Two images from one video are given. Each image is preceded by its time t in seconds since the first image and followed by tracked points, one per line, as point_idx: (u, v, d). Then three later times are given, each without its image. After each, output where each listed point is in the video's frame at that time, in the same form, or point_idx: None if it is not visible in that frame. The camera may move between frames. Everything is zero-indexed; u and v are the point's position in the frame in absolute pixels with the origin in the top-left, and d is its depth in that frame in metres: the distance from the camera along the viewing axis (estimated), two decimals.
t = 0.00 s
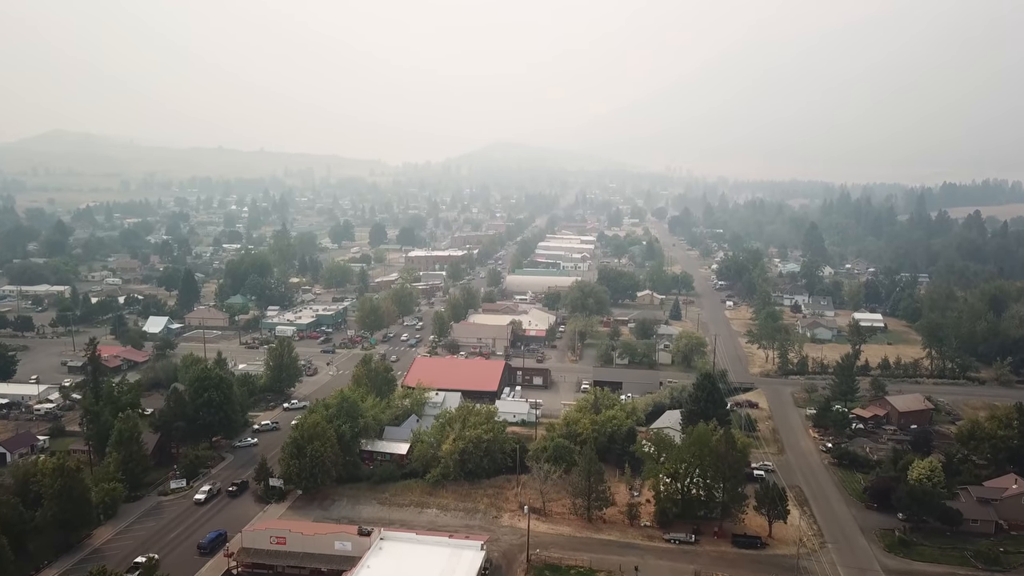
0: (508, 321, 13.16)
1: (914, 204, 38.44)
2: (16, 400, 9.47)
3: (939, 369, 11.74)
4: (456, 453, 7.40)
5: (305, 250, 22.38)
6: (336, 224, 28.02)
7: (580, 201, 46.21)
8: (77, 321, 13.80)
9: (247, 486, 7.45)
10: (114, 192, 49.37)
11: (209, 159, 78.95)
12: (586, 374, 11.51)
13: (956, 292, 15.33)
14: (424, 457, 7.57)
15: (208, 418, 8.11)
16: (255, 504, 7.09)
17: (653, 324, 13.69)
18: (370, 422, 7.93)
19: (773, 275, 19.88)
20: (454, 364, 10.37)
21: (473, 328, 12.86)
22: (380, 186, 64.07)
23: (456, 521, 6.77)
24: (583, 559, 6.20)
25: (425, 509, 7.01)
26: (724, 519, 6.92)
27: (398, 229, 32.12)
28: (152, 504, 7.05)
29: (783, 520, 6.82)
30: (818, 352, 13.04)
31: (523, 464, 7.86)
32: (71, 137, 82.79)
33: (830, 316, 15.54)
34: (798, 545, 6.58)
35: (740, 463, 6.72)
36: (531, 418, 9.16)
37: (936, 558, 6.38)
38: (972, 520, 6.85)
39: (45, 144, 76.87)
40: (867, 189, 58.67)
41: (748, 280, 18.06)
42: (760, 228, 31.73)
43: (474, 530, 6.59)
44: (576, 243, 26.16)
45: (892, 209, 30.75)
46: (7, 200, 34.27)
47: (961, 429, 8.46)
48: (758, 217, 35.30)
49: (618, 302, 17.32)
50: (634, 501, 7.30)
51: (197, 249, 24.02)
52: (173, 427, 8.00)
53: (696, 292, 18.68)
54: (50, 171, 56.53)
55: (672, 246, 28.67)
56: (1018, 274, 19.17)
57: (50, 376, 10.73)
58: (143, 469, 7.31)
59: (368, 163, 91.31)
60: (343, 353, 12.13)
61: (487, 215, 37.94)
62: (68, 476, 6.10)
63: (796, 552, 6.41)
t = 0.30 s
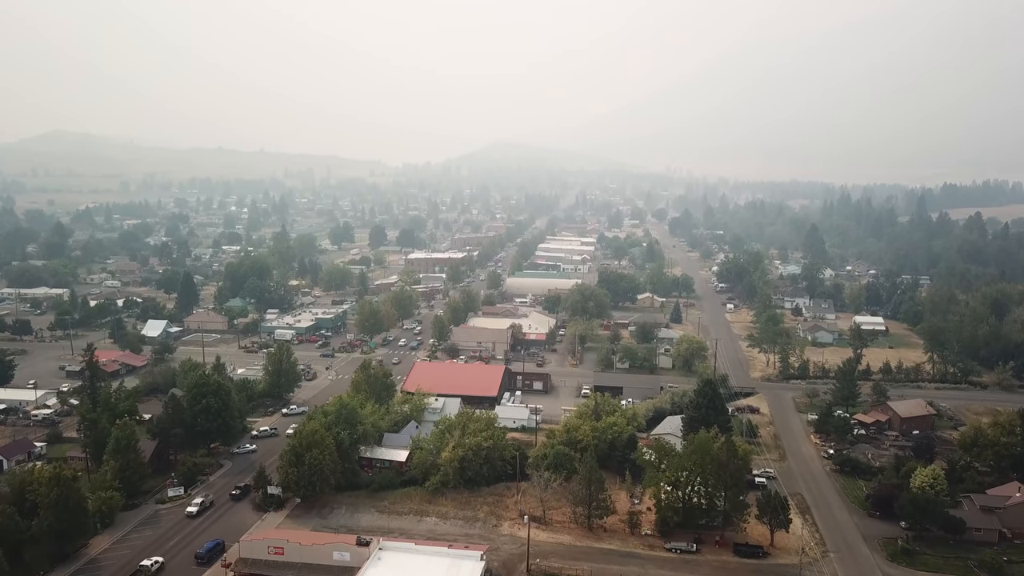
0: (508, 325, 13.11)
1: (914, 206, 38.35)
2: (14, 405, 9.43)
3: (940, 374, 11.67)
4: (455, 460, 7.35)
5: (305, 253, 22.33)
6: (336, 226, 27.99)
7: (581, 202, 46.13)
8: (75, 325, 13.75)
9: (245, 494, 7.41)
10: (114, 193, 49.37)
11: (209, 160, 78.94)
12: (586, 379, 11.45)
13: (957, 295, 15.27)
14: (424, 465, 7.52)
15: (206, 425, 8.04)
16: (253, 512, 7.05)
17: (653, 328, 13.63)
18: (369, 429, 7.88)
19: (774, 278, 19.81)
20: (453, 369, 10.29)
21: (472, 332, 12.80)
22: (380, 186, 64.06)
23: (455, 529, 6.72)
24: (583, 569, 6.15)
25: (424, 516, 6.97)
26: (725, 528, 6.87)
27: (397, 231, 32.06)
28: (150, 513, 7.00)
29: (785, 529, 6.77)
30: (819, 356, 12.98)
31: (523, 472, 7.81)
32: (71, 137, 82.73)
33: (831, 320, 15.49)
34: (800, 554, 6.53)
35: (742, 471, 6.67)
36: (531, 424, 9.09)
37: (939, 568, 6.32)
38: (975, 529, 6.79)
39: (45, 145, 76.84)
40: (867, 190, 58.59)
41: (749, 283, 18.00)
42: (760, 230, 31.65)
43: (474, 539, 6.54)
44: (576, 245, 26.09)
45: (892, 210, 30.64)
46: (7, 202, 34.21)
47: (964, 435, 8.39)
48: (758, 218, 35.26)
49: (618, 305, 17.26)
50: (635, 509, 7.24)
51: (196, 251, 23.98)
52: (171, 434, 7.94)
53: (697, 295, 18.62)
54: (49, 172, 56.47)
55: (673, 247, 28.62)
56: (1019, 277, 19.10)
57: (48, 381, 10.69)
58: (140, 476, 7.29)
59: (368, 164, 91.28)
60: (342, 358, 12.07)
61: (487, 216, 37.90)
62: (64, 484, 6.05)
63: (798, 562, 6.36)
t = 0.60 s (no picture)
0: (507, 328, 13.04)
1: (915, 207, 38.26)
2: (11, 411, 9.37)
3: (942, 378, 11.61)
4: (454, 468, 7.29)
5: (305, 254, 22.25)
6: (336, 228, 27.92)
7: (581, 203, 46.03)
8: (74, 328, 13.69)
9: (243, 502, 7.36)
10: (115, 194, 49.33)
11: (209, 160, 78.88)
12: (586, 383, 11.39)
13: (959, 298, 15.19)
14: (423, 472, 7.47)
15: (204, 431, 7.97)
16: (251, 520, 7.00)
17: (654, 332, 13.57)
18: (368, 436, 7.82)
19: (774, 280, 19.75)
20: (452, 374, 10.24)
21: (472, 335, 12.74)
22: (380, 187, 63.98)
23: (454, 538, 6.67)
24: None
25: (423, 525, 6.92)
26: (727, 536, 6.82)
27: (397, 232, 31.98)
28: (147, 521, 6.96)
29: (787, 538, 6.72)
30: (820, 360, 12.92)
31: (523, 479, 7.76)
32: (70, 137, 82.84)
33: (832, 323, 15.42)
34: (802, 563, 6.49)
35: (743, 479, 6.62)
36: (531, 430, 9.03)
37: None
38: (978, 537, 6.74)
39: (44, 146, 76.78)
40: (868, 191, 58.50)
41: (749, 286, 17.94)
42: (761, 231, 31.58)
43: (473, 548, 6.49)
44: (576, 247, 26.02)
45: (893, 211, 30.55)
46: (6, 203, 34.14)
47: (966, 442, 8.34)
48: (759, 219, 35.18)
49: (618, 308, 17.20)
50: (635, 517, 7.19)
51: (196, 253, 23.93)
52: (168, 441, 7.88)
53: (697, 297, 18.55)
54: (49, 173, 56.41)
55: (673, 249, 28.55)
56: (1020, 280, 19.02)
57: (46, 385, 10.64)
58: (138, 484, 7.25)
59: (368, 165, 91.21)
60: (341, 362, 12.01)
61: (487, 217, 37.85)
62: (59, 494, 6.00)
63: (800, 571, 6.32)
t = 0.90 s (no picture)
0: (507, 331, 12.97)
1: (916, 209, 38.21)
2: (9, 416, 9.32)
3: (944, 382, 11.54)
4: (454, 475, 7.24)
5: (304, 256, 22.19)
6: (335, 229, 27.86)
7: (581, 203, 45.97)
8: (73, 331, 13.63)
9: (242, 509, 7.33)
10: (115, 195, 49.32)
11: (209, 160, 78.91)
12: (586, 387, 11.32)
13: (961, 301, 15.13)
14: (422, 479, 7.41)
15: (202, 438, 7.90)
16: (250, 528, 6.95)
17: (654, 335, 13.52)
18: (366, 443, 7.76)
19: (775, 282, 19.69)
20: (451, 379, 10.17)
21: (471, 339, 12.69)
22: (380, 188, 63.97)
23: (454, 546, 6.63)
24: None
25: (423, 532, 6.88)
26: (728, 546, 6.74)
27: (397, 232, 31.91)
28: (145, 529, 6.91)
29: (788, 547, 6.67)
30: (821, 364, 12.87)
31: (523, 486, 7.71)
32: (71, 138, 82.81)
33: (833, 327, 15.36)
34: (805, 573, 6.43)
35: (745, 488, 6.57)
36: (531, 436, 8.97)
37: None
38: (981, 546, 6.68)
39: (44, 146, 76.74)
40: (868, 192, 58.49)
41: (750, 288, 17.89)
42: (761, 232, 31.51)
43: (473, 557, 6.44)
44: (576, 248, 25.96)
45: (893, 212, 30.48)
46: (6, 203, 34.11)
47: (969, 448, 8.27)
48: (759, 220, 35.15)
49: (619, 310, 17.13)
50: (636, 525, 7.14)
51: (195, 254, 23.87)
52: (166, 448, 7.82)
53: (697, 300, 18.49)
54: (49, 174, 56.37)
55: (673, 250, 28.49)
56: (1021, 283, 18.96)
57: (44, 389, 10.58)
58: (135, 492, 7.18)
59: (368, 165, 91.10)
60: (340, 366, 11.96)
61: (486, 218, 37.78)
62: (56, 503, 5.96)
63: None
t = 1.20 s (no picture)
0: (505, 335, 12.89)
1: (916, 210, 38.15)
2: (6, 421, 9.26)
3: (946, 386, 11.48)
4: (453, 483, 7.20)
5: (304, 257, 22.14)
6: (336, 232, 27.83)
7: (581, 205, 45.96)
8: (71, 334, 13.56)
9: (241, 517, 7.25)
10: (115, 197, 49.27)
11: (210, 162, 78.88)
12: (587, 391, 11.26)
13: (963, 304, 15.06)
14: (421, 486, 7.31)
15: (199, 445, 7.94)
16: (248, 536, 6.88)
17: (655, 339, 13.47)
18: (366, 449, 7.70)
19: (775, 284, 19.63)
20: (451, 384, 10.10)
21: (471, 343, 12.63)
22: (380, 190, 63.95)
23: (452, 555, 6.58)
24: None
25: (421, 541, 6.83)
26: (729, 554, 6.63)
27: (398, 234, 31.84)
28: (143, 537, 6.87)
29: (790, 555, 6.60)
30: (822, 367, 12.81)
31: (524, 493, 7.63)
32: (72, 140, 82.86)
33: (833, 330, 15.31)
34: None
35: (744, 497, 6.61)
36: (532, 441, 8.92)
37: None
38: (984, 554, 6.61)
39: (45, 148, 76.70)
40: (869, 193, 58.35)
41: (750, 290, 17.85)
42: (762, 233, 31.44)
43: (472, 566, 6.39)
44: (577, 249, 25.91)
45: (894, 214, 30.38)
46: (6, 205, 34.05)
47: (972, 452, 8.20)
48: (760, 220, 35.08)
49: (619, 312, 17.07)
50: (636, 533, 7.06)
51: (195, 257, 23.83)
52: (164, 454, 7.76)
53: (697, 302, 18.43)
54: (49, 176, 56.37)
55: (673, 252, 28.44)
56: None
57: (42, 393, 10.51)
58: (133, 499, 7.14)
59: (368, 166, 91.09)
60: (339, 369, 11.97)
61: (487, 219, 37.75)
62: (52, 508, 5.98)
63: None
